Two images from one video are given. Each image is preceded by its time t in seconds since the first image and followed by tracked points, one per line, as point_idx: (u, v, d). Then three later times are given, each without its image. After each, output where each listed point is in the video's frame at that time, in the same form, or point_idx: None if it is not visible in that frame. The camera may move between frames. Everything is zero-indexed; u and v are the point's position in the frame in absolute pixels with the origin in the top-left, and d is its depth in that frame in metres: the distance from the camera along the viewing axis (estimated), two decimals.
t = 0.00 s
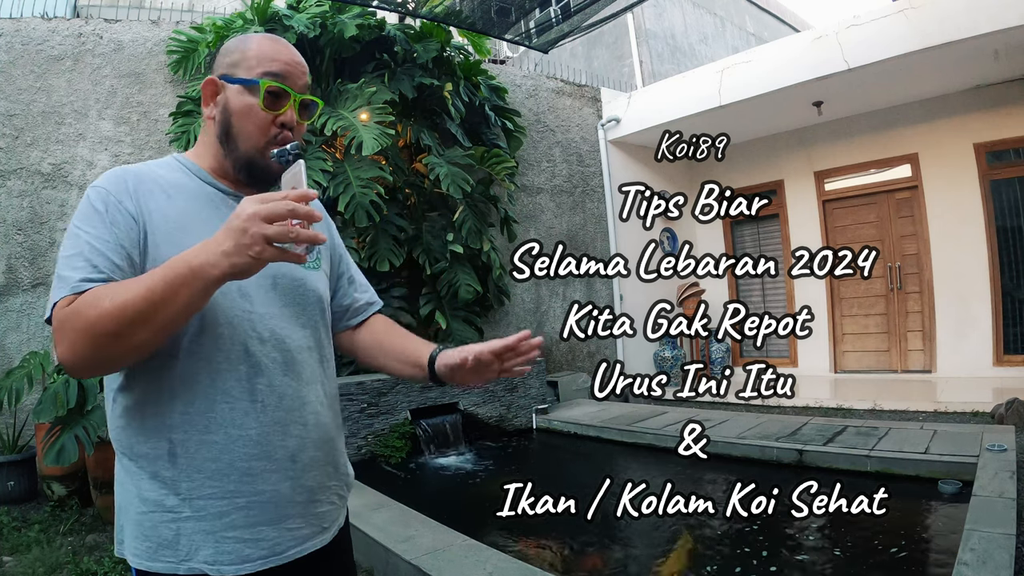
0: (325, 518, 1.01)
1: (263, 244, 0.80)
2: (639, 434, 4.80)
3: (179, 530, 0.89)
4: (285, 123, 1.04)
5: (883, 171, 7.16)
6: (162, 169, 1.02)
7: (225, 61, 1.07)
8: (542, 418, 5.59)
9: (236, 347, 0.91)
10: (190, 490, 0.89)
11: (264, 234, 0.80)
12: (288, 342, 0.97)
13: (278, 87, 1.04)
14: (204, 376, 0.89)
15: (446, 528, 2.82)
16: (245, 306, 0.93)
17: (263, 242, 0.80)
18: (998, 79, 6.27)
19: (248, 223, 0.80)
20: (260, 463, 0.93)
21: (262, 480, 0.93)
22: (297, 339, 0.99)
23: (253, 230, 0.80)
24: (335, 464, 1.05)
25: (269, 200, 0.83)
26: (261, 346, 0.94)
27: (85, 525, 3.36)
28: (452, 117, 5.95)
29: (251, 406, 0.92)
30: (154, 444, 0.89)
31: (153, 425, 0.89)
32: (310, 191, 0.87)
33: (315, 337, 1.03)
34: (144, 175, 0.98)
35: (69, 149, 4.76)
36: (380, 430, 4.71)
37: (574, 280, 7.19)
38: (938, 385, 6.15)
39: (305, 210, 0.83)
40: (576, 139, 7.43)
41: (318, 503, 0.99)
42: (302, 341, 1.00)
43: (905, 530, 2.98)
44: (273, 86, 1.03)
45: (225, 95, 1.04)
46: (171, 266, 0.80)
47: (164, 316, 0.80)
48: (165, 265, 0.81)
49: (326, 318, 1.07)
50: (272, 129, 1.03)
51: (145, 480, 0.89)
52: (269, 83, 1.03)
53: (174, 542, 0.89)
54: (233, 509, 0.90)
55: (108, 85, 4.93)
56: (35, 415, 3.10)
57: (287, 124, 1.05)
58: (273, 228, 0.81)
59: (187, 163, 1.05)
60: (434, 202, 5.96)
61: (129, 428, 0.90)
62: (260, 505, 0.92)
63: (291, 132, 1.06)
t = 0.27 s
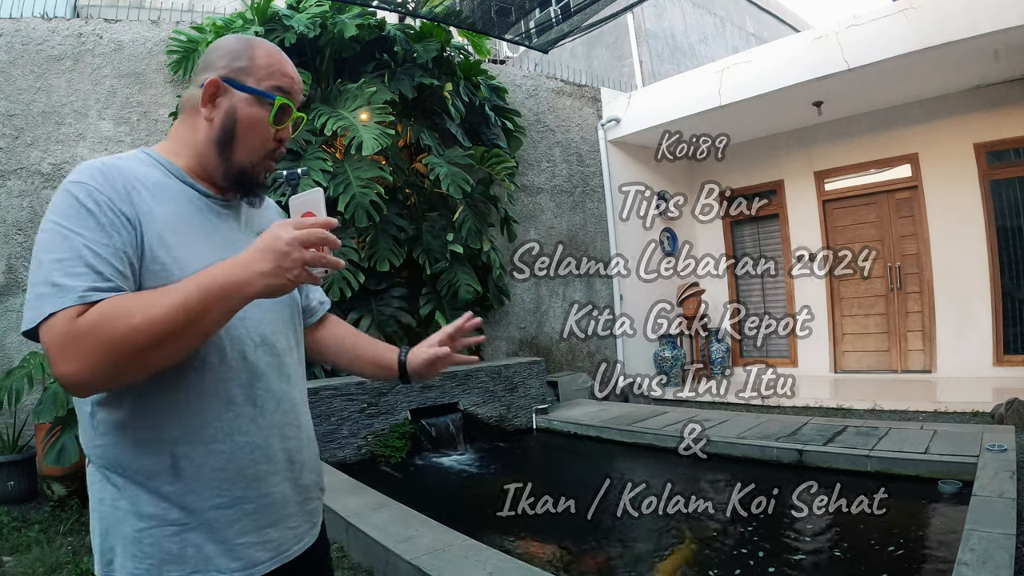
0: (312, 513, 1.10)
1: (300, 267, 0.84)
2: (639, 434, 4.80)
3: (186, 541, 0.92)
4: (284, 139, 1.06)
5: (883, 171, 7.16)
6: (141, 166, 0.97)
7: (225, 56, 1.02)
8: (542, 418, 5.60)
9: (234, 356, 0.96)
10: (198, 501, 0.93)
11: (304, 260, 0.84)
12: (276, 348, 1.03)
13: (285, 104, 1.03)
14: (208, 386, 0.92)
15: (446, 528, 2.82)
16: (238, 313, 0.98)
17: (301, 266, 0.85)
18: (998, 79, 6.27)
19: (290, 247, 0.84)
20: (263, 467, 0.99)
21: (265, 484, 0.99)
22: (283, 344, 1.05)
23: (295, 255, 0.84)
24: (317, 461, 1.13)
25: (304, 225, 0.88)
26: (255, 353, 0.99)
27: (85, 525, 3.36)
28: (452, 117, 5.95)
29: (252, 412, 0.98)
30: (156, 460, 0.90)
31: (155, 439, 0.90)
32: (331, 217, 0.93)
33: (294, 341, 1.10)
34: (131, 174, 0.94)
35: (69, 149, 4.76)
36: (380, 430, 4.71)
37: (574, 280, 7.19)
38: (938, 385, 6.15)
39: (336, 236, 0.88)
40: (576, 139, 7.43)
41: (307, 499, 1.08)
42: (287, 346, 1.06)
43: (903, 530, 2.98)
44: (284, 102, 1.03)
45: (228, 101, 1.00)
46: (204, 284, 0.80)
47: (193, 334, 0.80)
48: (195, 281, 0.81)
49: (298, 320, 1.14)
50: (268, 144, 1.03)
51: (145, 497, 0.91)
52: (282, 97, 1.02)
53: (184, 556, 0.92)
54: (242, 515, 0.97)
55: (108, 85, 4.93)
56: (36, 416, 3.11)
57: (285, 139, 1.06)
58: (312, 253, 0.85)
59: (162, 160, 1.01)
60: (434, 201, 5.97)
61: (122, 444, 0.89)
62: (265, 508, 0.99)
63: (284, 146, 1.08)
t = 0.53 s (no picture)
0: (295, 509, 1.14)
1: (324, 252, 0.95)
2: (639, 434, 4.81)
3: (189, 548, 0.93)
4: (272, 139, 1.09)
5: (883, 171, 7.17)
6: (138, 164, 0.96)
7: (216, 56, 1.01)
8: (542, 418, 5.60)
9: (227, 359, 0.99)
10: (201, 504, 0.94)
11: (328, 245, 0.95)
12: (259, 350, 1.08)
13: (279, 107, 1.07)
14: (206, 388, 0.95)
15: (446, 528, 2.82)
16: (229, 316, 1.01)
17: (325, 252, 0.95)
18: (998, 79, 6.27)
19: (319, 232, 0.94)
20: (259, 466, 1.02)
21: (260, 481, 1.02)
22: (263, 346, 1.10)
23: (322, 241, 0.94)
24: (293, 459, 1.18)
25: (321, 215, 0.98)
26: (243, 355, 1.02)
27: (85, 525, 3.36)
28: (452, 117, 5.95)
29: (248, 411, 1.01)
30: (160, 466, 0.90)
31: (159, 444, 0.90)
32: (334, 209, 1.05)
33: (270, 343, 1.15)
34: (135, 171, 0.93)
35: (69, 149, 4.76)
36: (380, 430, 4.70)
37: (574, 280, 7.19)
38: (938, 385, 6.15)
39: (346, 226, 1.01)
40: (576, 139, 7.43)
41: (291, 496, 1.12)
42: (266, 348, 1.11)
43: (902, 529, 2.99)
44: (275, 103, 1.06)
45: (230, 104, 1.00)
46: (251, 269, 0.84)
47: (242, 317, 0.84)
48: (239, 267, 0.84)
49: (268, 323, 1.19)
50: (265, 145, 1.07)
51: (143, 507, 0.89)
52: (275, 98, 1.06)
53: (187, 562, 0.92)
54: (242, 514, 0.99)
55: (108, 85, 4.93)
56: (36, 416, 3.11)
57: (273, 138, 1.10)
58: (331, 240, 0.97)
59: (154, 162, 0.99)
60: (434, 202, 5.97)
61: (121, 452, 0.88)
62: (261, 506, 1.02)
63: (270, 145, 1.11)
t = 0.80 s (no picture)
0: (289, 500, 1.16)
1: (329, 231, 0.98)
2: (639, 434, 4.81)
3: (198, 544, 0.93)
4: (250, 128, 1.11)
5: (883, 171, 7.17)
6: (134, 160, 0.95)
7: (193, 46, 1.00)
8: (542, 418, 5.60)
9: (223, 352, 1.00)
10: (210, 498, 0.95)
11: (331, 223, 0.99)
12: (248, 344, 1.09)
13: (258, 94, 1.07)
14: (207, 382, 0.95)
15: (446, 528, 2.82)
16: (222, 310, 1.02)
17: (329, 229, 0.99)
18: (998, 79, 6.27)
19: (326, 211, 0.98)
20: (259, 457, 1.04)
21: (261, 475, 1.04)
22: (251, 340, 1.11)
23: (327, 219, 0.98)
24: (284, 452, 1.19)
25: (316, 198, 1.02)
26: (236, 349, 1.04)
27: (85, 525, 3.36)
28: (452, 117, 5.95)
29: (246, 404, 1.02)
30: (169, 462, 0.90)
31: (169, 439, 0.90)
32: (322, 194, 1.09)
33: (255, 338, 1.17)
34: (131, 166, 0.94)
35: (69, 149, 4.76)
36: (380, 430, 4.70)
37: (574, 279, 7.18)
38: (938, 385, 6.15)
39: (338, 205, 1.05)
40: (576, 139, 7.42)
41: (286, 487, 1.14)
42: (255, 343, 1.13)
43: (902, 529, 2.99)
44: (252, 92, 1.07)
45: (214, 95, 1.00)
46: (276, 249, 0.87)
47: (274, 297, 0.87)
48: (264, 248, 0.86)
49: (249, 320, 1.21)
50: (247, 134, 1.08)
51: (150, 507, 0.90)
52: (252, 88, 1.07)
53: (197, 559, 0.93)
54: (247, 507, 1.00)
55: (108, 85, 4.93)
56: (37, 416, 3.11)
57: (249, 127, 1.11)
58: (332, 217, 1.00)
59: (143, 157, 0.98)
60: (434, 202, 5.97)
61: (129, 449, 0.88)
62: (263, 497, 1.04)
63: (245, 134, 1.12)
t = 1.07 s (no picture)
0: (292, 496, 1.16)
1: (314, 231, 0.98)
2: (639, 434, 4.81)
3: (204, 543, 0.94)
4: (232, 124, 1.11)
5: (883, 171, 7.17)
6: (119, 165, 0.95)
7: (174, 46, 1.00)
8: (542, 418, 5.60)
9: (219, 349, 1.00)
10: (214, 497, 0.95)
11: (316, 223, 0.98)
12: (242, 342, 1.09)
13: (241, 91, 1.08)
14: (204, 381, 0.96)
15: (446, 528, 2.82)
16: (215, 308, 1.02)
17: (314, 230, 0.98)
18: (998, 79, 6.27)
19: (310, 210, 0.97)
20: (260, 454, 1.04)
21: (264, 470, 1.04)
22: (245, 338, 1.11)
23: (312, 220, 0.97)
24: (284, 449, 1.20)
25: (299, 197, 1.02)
26: (232, 347, 1.04)
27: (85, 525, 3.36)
28: (452, 117, 5.95)
29: (243, 401, 1.03)
30: (169, 462, 0.91)
31: (167, 440, 0.90)
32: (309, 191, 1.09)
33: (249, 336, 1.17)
34: (115, 168, 0.94)
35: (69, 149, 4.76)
36: (380, 430, 4.70)
37: (574, 279, 7.18)
38: (937, 385, 6.15)
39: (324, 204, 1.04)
40: (576, 139, 7.42)
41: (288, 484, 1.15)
42: (249, 340, 1.14)
43: (902, 529, 2.99)
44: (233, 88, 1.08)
45: (197, 93, 1.01)
46: (259, 251, 0.86)
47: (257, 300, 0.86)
48: (247, 251, 0.85)
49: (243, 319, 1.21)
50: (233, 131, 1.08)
51: (154, 508, 0.90)
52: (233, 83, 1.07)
53: (204, 558, 0.93)
54: (252, 503, 1.01)
55: (108, 85, 4.93)
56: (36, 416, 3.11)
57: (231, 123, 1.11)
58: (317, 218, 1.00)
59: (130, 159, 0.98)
60: (434, 202, 5.97)
61: (129, 452, 0.88)
62: (267, 493, 1.04)
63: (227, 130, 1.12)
